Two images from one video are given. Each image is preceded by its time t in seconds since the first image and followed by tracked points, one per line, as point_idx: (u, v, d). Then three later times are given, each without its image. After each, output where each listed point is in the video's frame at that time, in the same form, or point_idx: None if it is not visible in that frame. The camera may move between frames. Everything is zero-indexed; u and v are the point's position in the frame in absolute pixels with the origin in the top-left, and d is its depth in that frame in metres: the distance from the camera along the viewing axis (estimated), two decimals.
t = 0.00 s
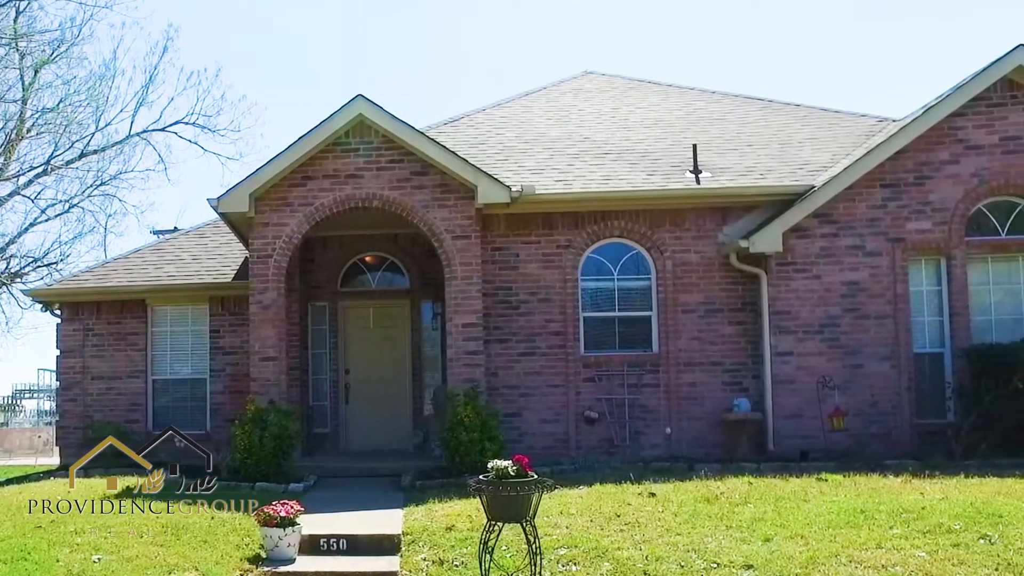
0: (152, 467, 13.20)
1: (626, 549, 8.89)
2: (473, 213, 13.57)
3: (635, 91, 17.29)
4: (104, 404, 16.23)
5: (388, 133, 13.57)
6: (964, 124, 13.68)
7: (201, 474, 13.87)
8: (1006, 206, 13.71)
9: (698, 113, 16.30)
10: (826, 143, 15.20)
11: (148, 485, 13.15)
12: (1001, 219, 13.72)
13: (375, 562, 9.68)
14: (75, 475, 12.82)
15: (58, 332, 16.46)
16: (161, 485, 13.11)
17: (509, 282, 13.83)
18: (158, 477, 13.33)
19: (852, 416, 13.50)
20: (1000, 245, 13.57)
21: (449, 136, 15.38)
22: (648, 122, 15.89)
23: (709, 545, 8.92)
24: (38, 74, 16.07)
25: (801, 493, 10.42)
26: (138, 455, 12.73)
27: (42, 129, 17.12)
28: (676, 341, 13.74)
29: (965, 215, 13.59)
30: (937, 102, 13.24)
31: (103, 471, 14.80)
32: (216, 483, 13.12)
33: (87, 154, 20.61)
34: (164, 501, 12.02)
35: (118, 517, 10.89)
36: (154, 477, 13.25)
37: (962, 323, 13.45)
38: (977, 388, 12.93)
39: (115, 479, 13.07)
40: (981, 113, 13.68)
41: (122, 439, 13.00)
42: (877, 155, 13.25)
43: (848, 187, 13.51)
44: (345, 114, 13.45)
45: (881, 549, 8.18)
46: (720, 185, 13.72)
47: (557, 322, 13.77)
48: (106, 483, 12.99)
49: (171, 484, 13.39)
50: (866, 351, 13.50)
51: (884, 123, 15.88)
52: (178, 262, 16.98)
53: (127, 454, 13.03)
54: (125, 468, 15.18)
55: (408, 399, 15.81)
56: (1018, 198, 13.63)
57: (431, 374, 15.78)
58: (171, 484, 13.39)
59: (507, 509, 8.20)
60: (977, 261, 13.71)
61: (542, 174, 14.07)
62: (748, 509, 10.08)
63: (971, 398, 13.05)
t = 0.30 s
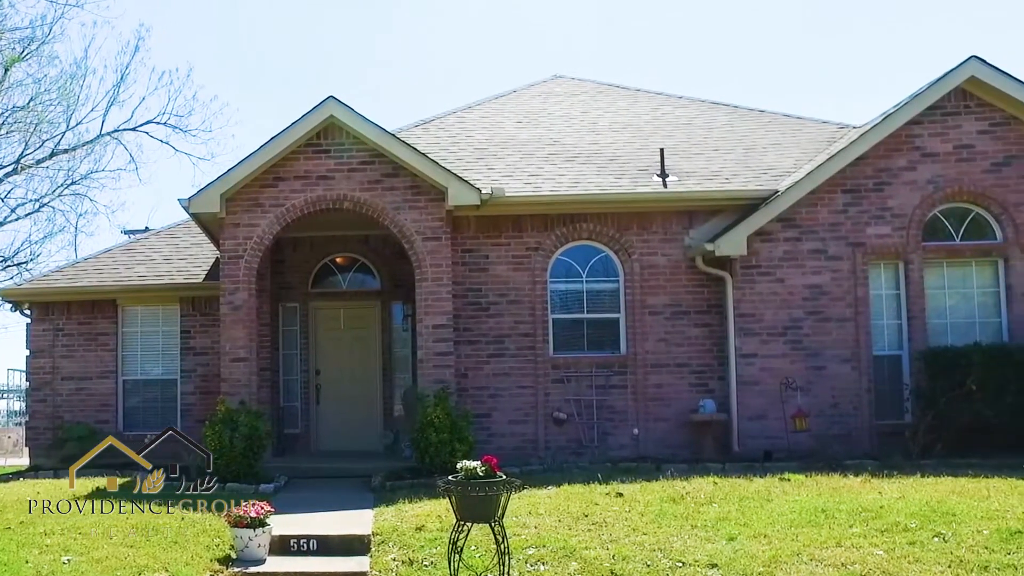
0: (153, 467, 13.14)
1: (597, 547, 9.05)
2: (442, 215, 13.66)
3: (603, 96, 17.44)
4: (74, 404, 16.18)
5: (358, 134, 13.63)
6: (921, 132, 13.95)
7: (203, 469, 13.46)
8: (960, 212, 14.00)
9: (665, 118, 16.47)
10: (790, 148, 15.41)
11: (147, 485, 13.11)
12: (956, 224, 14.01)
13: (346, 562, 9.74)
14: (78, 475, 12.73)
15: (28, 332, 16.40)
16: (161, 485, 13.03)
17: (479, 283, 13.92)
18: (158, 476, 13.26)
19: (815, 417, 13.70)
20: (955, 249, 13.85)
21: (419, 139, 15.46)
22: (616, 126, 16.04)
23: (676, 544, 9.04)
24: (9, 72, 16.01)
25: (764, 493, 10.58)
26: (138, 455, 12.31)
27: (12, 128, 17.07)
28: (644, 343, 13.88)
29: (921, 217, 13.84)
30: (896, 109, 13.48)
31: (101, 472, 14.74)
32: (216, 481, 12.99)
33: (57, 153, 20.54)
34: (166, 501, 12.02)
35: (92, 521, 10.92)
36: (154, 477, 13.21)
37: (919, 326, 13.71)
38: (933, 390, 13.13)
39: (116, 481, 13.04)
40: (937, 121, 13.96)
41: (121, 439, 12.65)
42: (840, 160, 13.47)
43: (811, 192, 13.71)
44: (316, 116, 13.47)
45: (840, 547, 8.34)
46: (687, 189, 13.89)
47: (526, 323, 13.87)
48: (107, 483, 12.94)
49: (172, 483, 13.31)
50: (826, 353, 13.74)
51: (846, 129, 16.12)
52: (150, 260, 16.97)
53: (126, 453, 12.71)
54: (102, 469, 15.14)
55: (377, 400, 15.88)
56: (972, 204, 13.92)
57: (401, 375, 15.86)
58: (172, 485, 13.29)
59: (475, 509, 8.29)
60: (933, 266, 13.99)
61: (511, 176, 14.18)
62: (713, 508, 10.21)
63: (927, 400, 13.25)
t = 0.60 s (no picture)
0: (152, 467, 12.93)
1: (565, 548, 9.15)
2: (414, 217, 13.72)
3: (574, 99, 17.56)
4: (45, 404, 16.14)
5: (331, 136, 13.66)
6: (882, 139, 14.18)
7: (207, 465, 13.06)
8: (918, 218, 14.27)
9: (635, 122, 16.62)
10: (757, 153, 15.59)
11: (147, 485, 12.95)
12: (915, 230, 14.28)
13: (318, 562, 9.80)
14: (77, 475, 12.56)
15: None
16: (160, 486, 12.90)
17: (449, 285, 14.00)
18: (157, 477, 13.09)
19: (779, 418, 13.88)
20: (914, 254, 14.10)
21: (391, 140, 15.52)
22: (586, 130, 16.16)
23: (644, 544, 9.16)
24: None
25: (730, 493, 10.73)
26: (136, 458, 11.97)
27: None
28: (613, 345, 14.01)
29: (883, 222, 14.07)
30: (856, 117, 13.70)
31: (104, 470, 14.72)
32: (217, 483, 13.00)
33: (27, 152, 20.44)
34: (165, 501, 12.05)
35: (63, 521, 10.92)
36: (154, 476, 13.07)
37: (879, 328, 13.93)
38: (893, 392, 13.34)
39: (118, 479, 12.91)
40: (897, 128, 14.20)
41: (120, 441, 12.35)
42: (806, 165, 13.65)
43: (777, 196, 13.89)
44: (288, 117, 13.50)
45: (803, 546, 8.48)
46: (655, 193, 14.03)
47: (497, 325, 13.96)
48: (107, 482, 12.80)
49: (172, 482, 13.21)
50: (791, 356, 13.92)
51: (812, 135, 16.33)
52: (121, 260, 16.93)
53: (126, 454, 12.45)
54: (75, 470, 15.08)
55: (348, 401, 15.93)
56: (929, 210, 14.19)
57: (373, 376, 15.88)
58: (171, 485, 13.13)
59: (445, 509, 8.36)
60: (894, 270, 14.22)
61: (482, 179, 14.27)
62: (680, 509, 10.35)
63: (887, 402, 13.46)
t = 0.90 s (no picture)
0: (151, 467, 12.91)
1: (536, 548, 9.23)
2: (387, 219, 13.77)
3: (546, 103, 17.66)
4: (17, 405, 16.06)
5: (305, 136, 13.70)
6: (846, 146, 14.39)
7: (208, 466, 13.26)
8: (882, 223, 14.47)
9: (606, 126, 16.74)
10: (726, 158, 15.76)
11: (146, 485, 12.79)
12: (878, 236, 14.47)
13: (291, 563, 9.82)
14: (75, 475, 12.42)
15: None
16: (161, 487, 12.74)
17: (422, 287, 14.06)
18: (157, 475, 12.90)
19: (747, 420, 14.03)
20: (877, 259, 14.32)
21: (363, 142, 15.57)
22: (558, 133, 16.27)
23: (614, 544, 9.25)
24: None
25: (698, 493, 10.86)
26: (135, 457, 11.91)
27: None
28: (584, 347, 14.12)
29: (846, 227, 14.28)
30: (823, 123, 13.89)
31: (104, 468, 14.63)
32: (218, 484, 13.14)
33: None
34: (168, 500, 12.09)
35: (34, 522, 10.89)
36: (154, 476, 12.90)
37: (843, 331, 14.14)
38: (856, 394, 13.52)
39: (117, 478, 12.76)
40: (860, 135, 14.42)
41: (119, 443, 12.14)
42: (774, 169, 13.82)
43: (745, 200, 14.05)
44: (262, 118, 13.52)
45: (769, 546, 8.60)
46: (626, 196, 14.16)
47: (469, 326, 14.03)
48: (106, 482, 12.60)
49: (171, 482, 13.02)
50: (757, 359, 14.09)
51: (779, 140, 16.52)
52: (93, 260, 16.87)
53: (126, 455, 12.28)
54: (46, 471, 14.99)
55: (321, 402, 15.97)
56: (891, 216, 14.42)
57: (346, 377, 15.93)
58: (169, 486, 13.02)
59: (418, 510, 8.41)
60: (857, 275, 14.43)
61: (455, 181, 14.34)
62: (649, 509, 10.46)
63: (850, 404, 13.65)
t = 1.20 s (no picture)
0: (150, 467, 12.91)
1: (511, 548, 9.28)
2: (364, 220, 13.80)
3: (522, 105, 17.73)
4: None
5: (283, 137, 13.72)
6: (817, 150, 14.56)
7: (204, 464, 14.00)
8: (850, 226, 14.67)
9: (582, 128, 16.83)
10: (700, 161, 15.88)
11: (147, 485, 12.77)
12: (847, 239, 14.65)
13: (267, 564, 9.83)
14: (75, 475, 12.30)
15: None
16: (161, 486, 12.70)
17: (399, 288, 14.09)
18: (159, 474, 12.90)
19: (720, 420, 14.14)
20: (845, 262, 14.49)
21: (340, 143, 15.60)
22: (534, 135, 16.35)
23: (588, 544, 9.32)
24: None
25: (672, 493, 10.95)
26: (125, 454, 12.10)
27: None
28: (560, 348, 14.19)
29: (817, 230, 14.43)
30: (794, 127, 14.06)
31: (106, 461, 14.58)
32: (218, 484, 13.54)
33: None
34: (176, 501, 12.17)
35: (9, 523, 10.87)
36: (153, 476, 12.87)
37: (814, 333, 14.29)
38: (826, 395, 13.66)
39: (116, 479, 12.67)
40: (830, 140, 14.59)
41: (119, 443, 12.05)
42: (748, 171, 13.94)
43: (718, 203, 14.17)
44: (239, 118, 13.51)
45: (740, 545, 8.69)
46: (602, 198, 14.26)
47: (446, 327, 14.08)
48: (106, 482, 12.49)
49: (171, 481, 13.27)
50: (730, 360, 14.21)
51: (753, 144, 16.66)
52: (69, 259, 16.81)
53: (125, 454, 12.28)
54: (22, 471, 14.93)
55: (298, 403, 15.97)
56: (860, 219, 14.60)
57: (323, 377, 15.94)
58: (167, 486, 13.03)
59: (393, 510, 8.46)
60: (827, 277, 14.60)
61: (432, 182, 14.39)
62: (624, 509, 10.54)
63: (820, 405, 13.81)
